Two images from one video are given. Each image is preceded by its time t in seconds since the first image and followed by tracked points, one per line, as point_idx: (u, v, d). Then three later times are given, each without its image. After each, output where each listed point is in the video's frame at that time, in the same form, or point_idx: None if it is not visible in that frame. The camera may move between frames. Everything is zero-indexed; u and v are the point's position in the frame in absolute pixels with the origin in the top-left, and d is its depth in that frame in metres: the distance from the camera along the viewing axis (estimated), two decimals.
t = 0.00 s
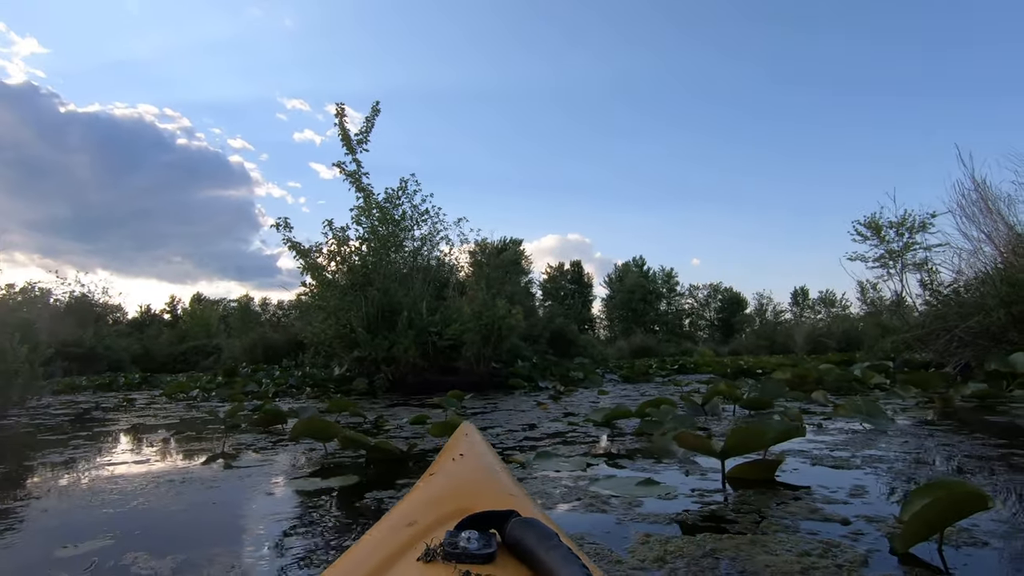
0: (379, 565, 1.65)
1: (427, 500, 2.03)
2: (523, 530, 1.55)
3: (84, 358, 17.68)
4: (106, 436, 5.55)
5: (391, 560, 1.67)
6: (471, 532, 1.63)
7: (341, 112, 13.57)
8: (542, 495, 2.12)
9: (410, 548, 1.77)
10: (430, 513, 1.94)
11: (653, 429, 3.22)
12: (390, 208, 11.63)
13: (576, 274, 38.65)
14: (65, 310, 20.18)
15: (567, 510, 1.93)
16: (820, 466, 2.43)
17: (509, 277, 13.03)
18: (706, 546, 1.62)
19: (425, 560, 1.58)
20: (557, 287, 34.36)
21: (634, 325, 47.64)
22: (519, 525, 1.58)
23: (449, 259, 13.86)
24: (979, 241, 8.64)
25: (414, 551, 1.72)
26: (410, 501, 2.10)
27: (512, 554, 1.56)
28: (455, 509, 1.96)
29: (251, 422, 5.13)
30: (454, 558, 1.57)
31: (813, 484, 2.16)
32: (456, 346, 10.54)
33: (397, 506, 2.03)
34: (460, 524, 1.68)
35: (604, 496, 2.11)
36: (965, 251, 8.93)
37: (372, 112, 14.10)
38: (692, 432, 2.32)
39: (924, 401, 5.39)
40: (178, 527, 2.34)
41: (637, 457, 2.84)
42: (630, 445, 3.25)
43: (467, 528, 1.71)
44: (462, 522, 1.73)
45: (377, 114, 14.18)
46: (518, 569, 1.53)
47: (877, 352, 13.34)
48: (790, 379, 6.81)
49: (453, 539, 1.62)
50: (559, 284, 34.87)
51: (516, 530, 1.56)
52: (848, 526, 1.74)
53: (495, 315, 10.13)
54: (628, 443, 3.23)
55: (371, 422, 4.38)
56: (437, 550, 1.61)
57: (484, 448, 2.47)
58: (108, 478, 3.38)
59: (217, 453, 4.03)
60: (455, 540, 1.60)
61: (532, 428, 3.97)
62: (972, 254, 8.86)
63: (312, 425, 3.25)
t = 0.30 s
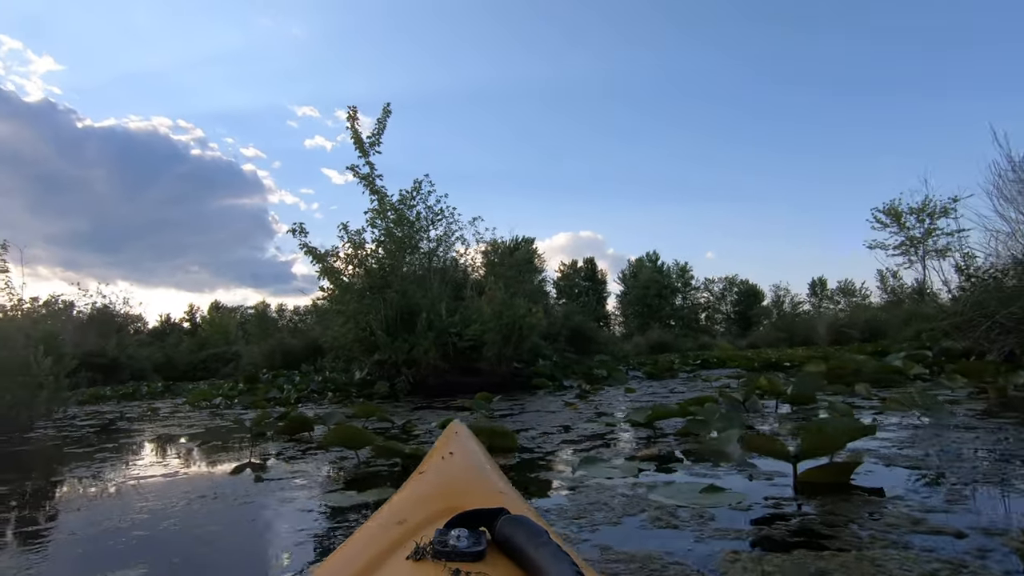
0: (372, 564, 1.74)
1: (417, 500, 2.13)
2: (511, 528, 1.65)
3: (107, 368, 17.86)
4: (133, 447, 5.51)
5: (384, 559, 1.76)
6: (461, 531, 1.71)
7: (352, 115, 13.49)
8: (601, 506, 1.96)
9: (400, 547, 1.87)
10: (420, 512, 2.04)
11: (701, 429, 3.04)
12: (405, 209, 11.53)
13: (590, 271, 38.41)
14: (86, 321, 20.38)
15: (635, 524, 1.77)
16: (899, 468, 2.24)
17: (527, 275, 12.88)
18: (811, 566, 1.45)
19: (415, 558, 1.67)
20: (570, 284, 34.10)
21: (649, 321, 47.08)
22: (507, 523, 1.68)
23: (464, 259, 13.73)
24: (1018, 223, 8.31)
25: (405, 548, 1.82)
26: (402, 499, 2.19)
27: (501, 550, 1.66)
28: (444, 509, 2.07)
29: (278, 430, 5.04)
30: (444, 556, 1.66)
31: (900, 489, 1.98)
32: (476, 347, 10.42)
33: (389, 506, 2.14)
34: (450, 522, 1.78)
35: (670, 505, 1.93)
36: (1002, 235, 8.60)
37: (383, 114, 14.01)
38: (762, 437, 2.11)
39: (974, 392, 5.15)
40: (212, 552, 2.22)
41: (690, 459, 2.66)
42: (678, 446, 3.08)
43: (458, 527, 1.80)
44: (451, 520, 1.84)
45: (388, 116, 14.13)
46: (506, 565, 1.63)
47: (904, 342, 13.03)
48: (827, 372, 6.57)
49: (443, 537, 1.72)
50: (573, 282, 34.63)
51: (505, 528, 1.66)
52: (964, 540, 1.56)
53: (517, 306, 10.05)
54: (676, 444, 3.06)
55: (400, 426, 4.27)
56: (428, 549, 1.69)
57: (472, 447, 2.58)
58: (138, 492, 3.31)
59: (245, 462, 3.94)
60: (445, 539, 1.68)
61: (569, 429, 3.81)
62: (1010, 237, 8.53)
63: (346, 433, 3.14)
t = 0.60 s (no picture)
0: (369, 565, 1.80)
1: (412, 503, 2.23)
2: (506, 528, 1.72)
3: (133, 375, 18.07)
4: (162, 454, 5.45)
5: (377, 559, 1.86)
6: (454, 533, 1.78)
7: (368, 117, 13.43)
8: (681, 521, 1.78)
9: (395, 547, 1.96)
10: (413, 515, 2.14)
11: (758, 429, 2.85)
12: (424, 210, 11.43)
13: (606, 269, 38.10)
14: (112, 330, 20.64)
15: (726, 543, 1.61)
16: (1003, 485, 2.10)
17: (548, 274, 12.71)
18: None
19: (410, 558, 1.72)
20: (588, 282, 33.78)
21: (669, 318, 46.53)
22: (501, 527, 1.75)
23: (483, 259, 13.59)
24: None
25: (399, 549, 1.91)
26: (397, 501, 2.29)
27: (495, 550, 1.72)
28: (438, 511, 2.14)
29: (308, 435, 4.94)
30: (437, 556, 1.74)
31: (1012, 507, 1.84)
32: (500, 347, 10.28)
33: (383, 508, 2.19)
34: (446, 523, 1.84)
35: (759, 518, 1.76)
36: None
37: (398, 115, 13.94)
38: (843, 438, 2.05)
39: None
40: (251, 570, 2.09)
41: (757, 463, 2.47)
42: (732, 447, 2.89)
43: (454, 528, 1.88)
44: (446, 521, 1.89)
45: (404, 117, 14.05)
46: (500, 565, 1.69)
47: (939, 334, 12.59)
48: (870, 366, 6.29)
49: (438, 538, 1.78)
50: (590, 280, 34.35)
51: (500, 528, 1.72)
52: None
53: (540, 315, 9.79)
54: (735, 446, 2.88)
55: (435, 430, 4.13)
56: (422, 549, 1.77)
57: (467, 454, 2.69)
58: (170, 504, 3.21)
59: (278, 470, 3.83)
60: (440, 539, 1.77)
61: (613, 431, 3.64)
62: None
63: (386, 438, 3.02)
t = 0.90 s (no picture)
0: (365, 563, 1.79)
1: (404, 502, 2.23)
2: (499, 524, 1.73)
3: (162, 381, 18.27)
4: (195, 461, 5.35)
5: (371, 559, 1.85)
6: (447, 531, 1.78)
7: (389, 118, 13.32)
8: (800, 546, 1.56)
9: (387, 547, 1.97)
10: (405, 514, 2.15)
11: (844, 432, 2.58)
12: (447, 209, 11.26)
13: (626, 267, 37.64)
14: (140, 337, 20.90)
15: None
16: None
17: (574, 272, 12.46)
18: None
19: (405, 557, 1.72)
20: (609, 280, 33.37)
21: (692, 315, 45.76)
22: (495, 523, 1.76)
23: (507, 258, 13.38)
24: None
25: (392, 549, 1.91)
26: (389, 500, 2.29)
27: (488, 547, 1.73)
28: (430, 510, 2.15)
29: (342, 441, 4.79)
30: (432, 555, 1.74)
31: None
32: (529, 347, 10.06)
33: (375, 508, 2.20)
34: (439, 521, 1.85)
35: (903, 545, 1.54)
36: None
37: (419, 115, 13.81)
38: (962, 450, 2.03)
39: None
40: None
41: (856, 472, 2.22)
42: (815, 451, 2.64)
43: (447, 525, 1.89)
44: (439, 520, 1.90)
45: (424, 116, 13.92)
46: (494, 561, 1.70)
47: (988, 326, 12.00)
48: (928, 360, 5.94)
49: (431, 537, 1.78)
50: (610, 277, 33.94)
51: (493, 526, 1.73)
52: None
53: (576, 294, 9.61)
54: (818, 450, 2.62)
55: (476, 435, 3.93)
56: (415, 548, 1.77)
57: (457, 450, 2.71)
58: (205, 519, 3.07)
59: (315, 480, 3.67)
60: (432, 537, 1.77)
61: (671, 433, 3.40)
62: None
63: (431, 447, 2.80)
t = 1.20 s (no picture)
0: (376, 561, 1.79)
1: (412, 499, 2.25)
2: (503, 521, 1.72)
3: (198, 380, 18.55)
4: (234, 460, 5.27)
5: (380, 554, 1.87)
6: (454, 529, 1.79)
7: (422, 117, 13.22)
8: None
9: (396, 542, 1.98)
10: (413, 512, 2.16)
11: (961, 447, 2.30)
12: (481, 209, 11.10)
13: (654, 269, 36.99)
14: (177, 337, 21.29)
15: None
16: None
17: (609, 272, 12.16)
18: None
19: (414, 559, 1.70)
20: (638, 283, 32.81)
21: (724, 318, 44.65)
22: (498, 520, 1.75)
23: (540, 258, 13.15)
24: None
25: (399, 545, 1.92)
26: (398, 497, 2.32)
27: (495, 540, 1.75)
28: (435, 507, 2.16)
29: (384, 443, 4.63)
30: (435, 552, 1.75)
31: None
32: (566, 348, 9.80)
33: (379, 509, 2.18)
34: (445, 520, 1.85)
35: None
36: None
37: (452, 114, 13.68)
38: None
39: None
40: None
41: (992, 493, 1.93)
42: (926, 466, 2.35)
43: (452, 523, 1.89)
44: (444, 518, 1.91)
45: (456, 115, 13.79)
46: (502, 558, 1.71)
47: None
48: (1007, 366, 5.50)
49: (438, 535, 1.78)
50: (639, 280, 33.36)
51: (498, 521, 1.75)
52: None
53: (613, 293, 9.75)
54: (928, 465, 2.32)
55: (527, 440, 3.71)
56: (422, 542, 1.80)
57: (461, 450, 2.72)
58: (252, 530, 2.87)
59: (360, 485, 3.50)
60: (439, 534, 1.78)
61: (744, 442, 3.12)
62: None
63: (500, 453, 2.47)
